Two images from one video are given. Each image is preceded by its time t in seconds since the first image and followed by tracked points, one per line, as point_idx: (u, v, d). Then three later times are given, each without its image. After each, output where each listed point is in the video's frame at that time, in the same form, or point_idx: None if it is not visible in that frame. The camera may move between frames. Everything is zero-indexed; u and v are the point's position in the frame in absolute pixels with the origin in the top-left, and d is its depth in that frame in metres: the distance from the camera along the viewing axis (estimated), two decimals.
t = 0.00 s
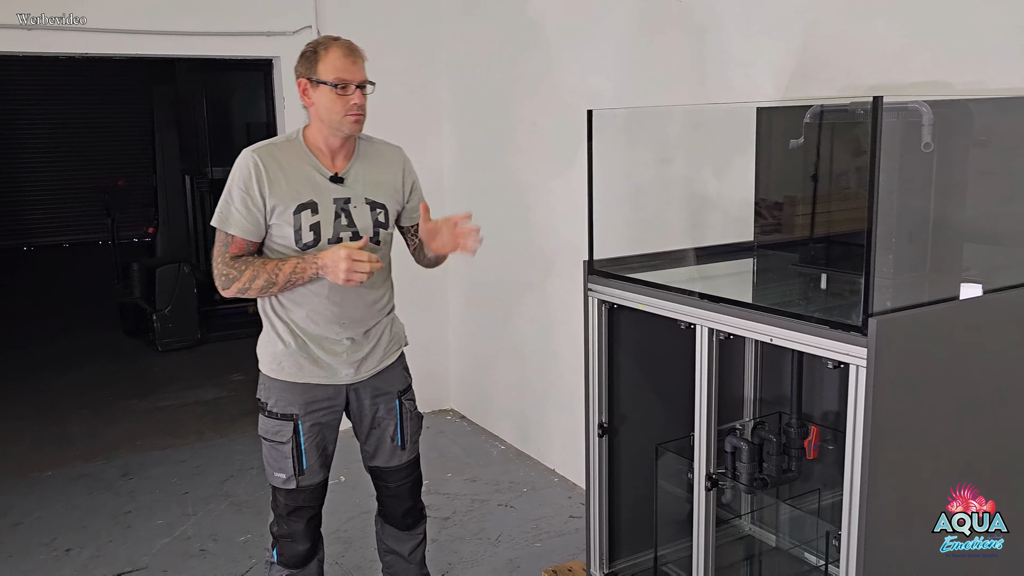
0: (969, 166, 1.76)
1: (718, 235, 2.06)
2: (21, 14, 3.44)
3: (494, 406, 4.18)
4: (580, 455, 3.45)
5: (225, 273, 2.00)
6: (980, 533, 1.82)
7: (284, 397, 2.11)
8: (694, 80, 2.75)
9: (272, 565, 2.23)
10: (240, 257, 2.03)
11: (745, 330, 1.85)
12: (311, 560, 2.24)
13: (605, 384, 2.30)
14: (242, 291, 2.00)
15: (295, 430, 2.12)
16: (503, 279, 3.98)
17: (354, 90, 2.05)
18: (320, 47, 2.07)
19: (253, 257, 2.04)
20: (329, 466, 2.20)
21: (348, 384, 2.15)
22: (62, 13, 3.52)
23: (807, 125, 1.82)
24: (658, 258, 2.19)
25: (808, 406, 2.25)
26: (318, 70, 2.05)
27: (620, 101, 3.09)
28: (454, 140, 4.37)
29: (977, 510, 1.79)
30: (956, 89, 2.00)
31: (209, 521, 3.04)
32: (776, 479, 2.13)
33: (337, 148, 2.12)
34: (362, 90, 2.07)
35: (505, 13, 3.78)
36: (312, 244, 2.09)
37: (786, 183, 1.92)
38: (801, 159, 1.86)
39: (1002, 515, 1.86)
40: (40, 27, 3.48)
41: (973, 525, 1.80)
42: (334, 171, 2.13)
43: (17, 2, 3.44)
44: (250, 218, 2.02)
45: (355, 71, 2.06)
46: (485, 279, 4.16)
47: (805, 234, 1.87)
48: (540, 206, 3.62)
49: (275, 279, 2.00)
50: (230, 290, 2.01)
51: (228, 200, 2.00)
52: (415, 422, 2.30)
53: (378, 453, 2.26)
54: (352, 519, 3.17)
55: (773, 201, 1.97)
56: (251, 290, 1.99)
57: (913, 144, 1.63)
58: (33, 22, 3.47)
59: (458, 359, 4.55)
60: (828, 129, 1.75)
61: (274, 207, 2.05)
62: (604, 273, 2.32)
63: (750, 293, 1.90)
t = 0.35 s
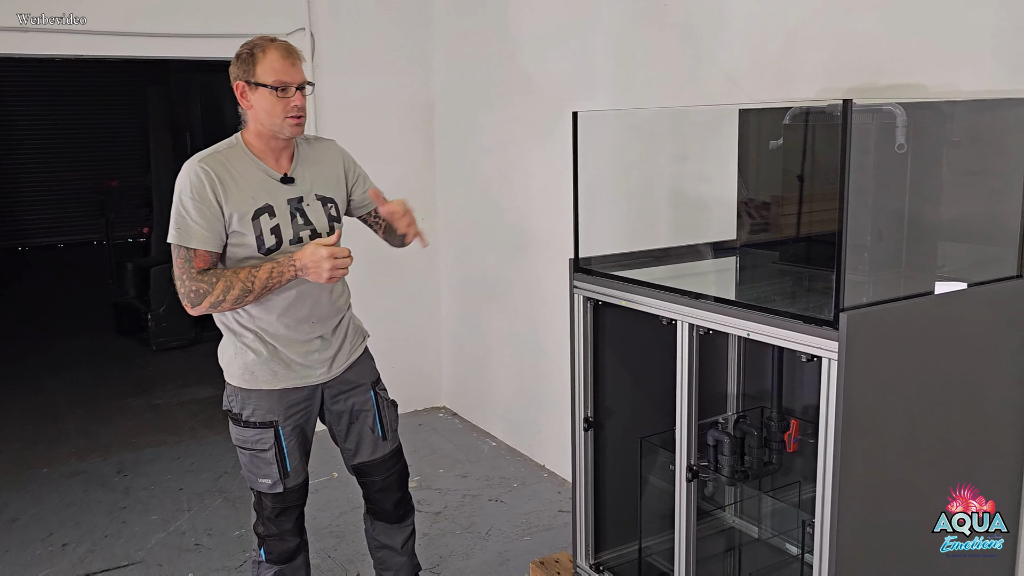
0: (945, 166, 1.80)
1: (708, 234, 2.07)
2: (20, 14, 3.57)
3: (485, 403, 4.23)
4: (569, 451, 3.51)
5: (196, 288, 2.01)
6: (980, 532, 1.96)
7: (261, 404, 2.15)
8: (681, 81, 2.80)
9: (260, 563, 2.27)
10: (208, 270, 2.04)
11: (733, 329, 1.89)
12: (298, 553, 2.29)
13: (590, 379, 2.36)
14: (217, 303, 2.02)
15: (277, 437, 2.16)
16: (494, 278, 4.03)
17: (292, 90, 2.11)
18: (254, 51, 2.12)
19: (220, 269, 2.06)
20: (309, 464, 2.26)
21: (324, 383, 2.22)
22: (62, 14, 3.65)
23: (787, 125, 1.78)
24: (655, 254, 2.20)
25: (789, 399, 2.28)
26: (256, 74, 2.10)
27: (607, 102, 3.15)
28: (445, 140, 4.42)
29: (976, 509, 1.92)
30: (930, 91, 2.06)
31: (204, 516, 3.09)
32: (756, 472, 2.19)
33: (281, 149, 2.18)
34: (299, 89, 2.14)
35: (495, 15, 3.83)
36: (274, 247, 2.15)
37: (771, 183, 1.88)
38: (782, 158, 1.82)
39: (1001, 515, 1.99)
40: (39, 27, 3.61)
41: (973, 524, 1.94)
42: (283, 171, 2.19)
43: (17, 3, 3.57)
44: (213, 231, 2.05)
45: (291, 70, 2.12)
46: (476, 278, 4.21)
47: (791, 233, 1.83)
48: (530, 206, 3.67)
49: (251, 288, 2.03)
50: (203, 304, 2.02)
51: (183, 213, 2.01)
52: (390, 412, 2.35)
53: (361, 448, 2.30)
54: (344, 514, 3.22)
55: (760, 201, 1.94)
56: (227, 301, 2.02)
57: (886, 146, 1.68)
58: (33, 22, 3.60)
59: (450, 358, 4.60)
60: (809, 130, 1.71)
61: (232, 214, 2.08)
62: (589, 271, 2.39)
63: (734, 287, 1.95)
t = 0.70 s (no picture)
0: (926, 166, 1.83)
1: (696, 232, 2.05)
2: (20, 14, 3.53)
3: (479, 402, 4.26)
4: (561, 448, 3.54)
5: (164, 291, 2.08)
6: (980, 532, 2.04)
7: (241, 405, 2.17)
8: (671, 82, 2.83)
9: (249, 559, 2.30)
10: (176, 274, 2.10)
11: (716, 323, 1.95)
12: (287, 550, 2.32)
13: (579, 374, 2.39)
14: (184, 306, 2.07)
15: (257, 436, 2.19)
16: (487, 277, 4.06)
17: (253, 87, 2.09)
18: (224, 50, 2.12)
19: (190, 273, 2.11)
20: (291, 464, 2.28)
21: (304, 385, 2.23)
22: (62, 14, 3.61)
23: (773, 125, 1.77)
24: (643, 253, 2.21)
25: (776, 396, 2.33)
26: (220, 73, 2.10)
27: (599, 102, 3.18)
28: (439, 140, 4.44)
29: (977, 510, 2.01)
30: (912, 92, 2.10)
31: (199, 512, 3.11)
32: (743, 466, 2.22)
33: (259, 150, 2.17)
34: (267, 86, 2.11)
35: (489, 14, 3.86)
36: (247, 252, 2.14)
37: (763, 182, 1.84)
38: (768, 159, 1.82)
39: (1001, 515, 2.06)
40: (39, 26, 3.58)
41: (973, 525, 2.02)
42: (261, 174, 2.17)
43: (17, 2, 3.53)
44: (181, 234, 2.07)
45: (256, 67, 2.09)
46: (469, 277, 4.24)
47: (782, 231, 1.79)
48: (523, 203, 3.70)
49: (218, 294, 2.07)
50: (171, 306, 2.09)
51: (155, 216, 2.05)
52: (372, 416, 2.36)
53: (343, 451, 2.32)
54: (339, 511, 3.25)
55: (753, 200, 1.88)
56: (194, 305, 2.06)
57: (871, 146, 1.71)
58: (32, 21, 3.57)
59: (444, 357, 4.62)
60: (799, 130, 1.70)
61: (204, 218, 2.09)
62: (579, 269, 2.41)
63: (722, 286, 1.96)
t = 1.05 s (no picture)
0: (917, 165, 1.86)
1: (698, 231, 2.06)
2: (21, 14, 3.57)
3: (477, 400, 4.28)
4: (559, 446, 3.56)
5: (183, 284, 2.14)
6: (980, 532, 2.07)
7: (250, 399, 2.19)
8: (667, 82, 2.86)
9: (255, 552, 2.33)
10: (195, 268, 2.15)
11: (708, 321, 1.98)
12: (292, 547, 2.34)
13: (577, 372, 2.44)
14: (200, 300, 2.12)
15: (263, 431, 2.20)
16: (485, 276, 4.09)
17: (270, 88, 2.09)
18: (245, 50, 2.12)
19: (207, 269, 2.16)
20: (299, 457, 2.30)
21: (313, 385, 2.23)
22: (62, 14, 3.66)
23: (768, 125, 1.79)
24: (641, 251, 2.23)
25: (771, 394, 2.37)
26: (239, 73, 2.11)
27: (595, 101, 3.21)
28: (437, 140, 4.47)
29: (977, 510, 2.05)
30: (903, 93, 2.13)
31: (201, 509, 3.14)
32: (739, 463, 2.23)
33: (278, 150, 2.16)
34: (285, 86, 2.10)
35: (487, 14, 3.88)
36: (260, 250, 2.16)
37: (761, 182, 1.85)
38: (765, 159, 1.83)
39: (1002, 515, 2.08)
40: (40, 25, 3.62)
41: (974, 525, 2.06)
42: (279, 174, 2.18)
43: (16, 3, 3.58)
44: (198, 231, 2.12)
45: (273, 68, 2.09)
46: (468, 276, 4.27)
47: (778, 232, 1.80)
48: (522, 202, 3.72)
49: (231, 291, 2.11)
50: (190, 300, 2.14)
51: (175, 212, 2.11)
52: (385, 422, 2.33)
53: (351, 456, 2.30)
54: (339, 507, 3.27)
55: (749, 200, 1.90)
56: (209, 300, 2.12)
57: (865, 146, 1.73)
58: (32, 21, 3.61)
59: (443, 356, 4.64)
60: (795, 131, 1.72)
61: (221, 216, 2.13)
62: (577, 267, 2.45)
63: (718, 284, 1.99)
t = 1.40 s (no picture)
0: (919, 163, 1.88)
1: (695, 230, 2.10)
2: (21, 14, 3.55)
3: (477, 399, 4.30)
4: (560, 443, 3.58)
5: (244, 270, 2.19)
6: (979, 533, 2.10)
7: (294, 386, 2.22)
8: (668, 83, 2.88)
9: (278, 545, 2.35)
10: (255, 255, 2.20)
11: (714, 317, 2.00)
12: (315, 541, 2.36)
13: (581, 368, 2.45)
14: (258, 286, 2.17)
15: (302, 420, 2.22)
16: (485, 275, 4.11)
17: (336, 80, 2.11)
18: (316, 45, 2.17)
19: (267, 256, 2.20)
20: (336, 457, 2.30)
21: (356, 378, 2.23)
22: (62, 14, 3.63)
23: (771, 124, 1.82)
24: (641, 250, 2.25)
25: (774, 389, 2.36)
26: (309, 66, 2.15)
27: (596, 101, 3.22)
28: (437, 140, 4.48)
29: (976, 510, 2.07)
30: (904, 93, 2.15)
31: (203, 507, 3.15)
32: (742, 459, 2.26)
33: (340, 143, 2.19)
34: (351, 79, 2.13)
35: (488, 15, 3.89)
36: (315, 239, 2.17)
37: (761, 182, 1.89)
38: (767, 158, 1.86)
39: (1001, 515, 2.11)
40: (39, 26, 3.59)
41: (973, 525, 2.09)
42: (339, 167, 2.20)
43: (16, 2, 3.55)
44: (259, 217, 2.17)
45: (341, 61, 2.12)
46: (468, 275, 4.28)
47: (779, 231, 1.85)
48: (524, 202, 3.73)
49: (285, 278, 2.14)
50: (249, 285, 2.19)
51: (239, 199, 2.16)
52: (416, 422, 2.32)
53: (379, 449, 2.32)
54: (342, 505, 3.29)
55: (749, 199, 1.94)
56: (265, 286, 2.16)
57: (866, 145, 1.75)
58: (33, 21, 3.58)
59: (443, 355, 4.66)
60: (795, 129, 1.75)
61: (282, 204, 2.17)
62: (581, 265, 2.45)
63: (720, 282, 2.01)
